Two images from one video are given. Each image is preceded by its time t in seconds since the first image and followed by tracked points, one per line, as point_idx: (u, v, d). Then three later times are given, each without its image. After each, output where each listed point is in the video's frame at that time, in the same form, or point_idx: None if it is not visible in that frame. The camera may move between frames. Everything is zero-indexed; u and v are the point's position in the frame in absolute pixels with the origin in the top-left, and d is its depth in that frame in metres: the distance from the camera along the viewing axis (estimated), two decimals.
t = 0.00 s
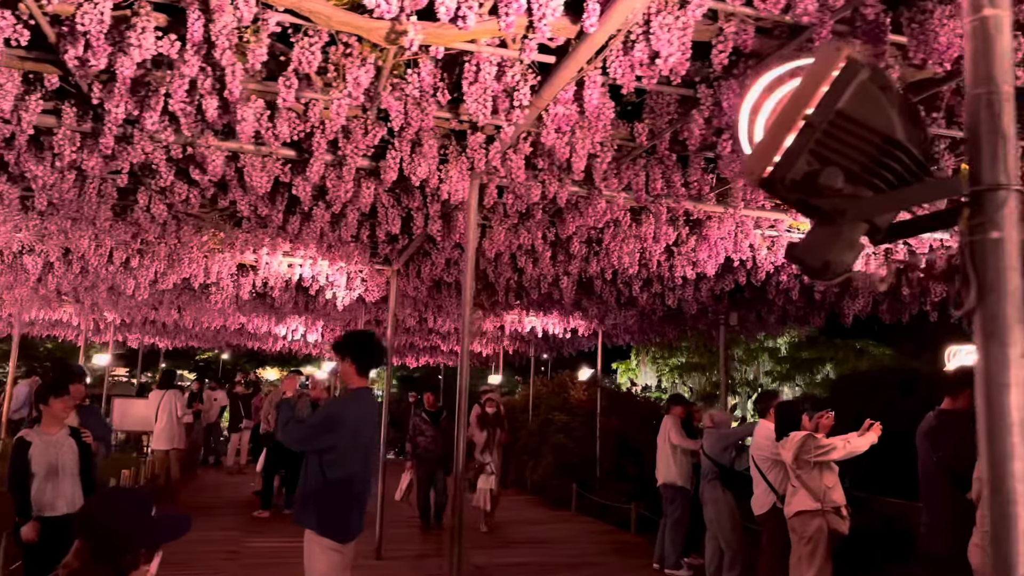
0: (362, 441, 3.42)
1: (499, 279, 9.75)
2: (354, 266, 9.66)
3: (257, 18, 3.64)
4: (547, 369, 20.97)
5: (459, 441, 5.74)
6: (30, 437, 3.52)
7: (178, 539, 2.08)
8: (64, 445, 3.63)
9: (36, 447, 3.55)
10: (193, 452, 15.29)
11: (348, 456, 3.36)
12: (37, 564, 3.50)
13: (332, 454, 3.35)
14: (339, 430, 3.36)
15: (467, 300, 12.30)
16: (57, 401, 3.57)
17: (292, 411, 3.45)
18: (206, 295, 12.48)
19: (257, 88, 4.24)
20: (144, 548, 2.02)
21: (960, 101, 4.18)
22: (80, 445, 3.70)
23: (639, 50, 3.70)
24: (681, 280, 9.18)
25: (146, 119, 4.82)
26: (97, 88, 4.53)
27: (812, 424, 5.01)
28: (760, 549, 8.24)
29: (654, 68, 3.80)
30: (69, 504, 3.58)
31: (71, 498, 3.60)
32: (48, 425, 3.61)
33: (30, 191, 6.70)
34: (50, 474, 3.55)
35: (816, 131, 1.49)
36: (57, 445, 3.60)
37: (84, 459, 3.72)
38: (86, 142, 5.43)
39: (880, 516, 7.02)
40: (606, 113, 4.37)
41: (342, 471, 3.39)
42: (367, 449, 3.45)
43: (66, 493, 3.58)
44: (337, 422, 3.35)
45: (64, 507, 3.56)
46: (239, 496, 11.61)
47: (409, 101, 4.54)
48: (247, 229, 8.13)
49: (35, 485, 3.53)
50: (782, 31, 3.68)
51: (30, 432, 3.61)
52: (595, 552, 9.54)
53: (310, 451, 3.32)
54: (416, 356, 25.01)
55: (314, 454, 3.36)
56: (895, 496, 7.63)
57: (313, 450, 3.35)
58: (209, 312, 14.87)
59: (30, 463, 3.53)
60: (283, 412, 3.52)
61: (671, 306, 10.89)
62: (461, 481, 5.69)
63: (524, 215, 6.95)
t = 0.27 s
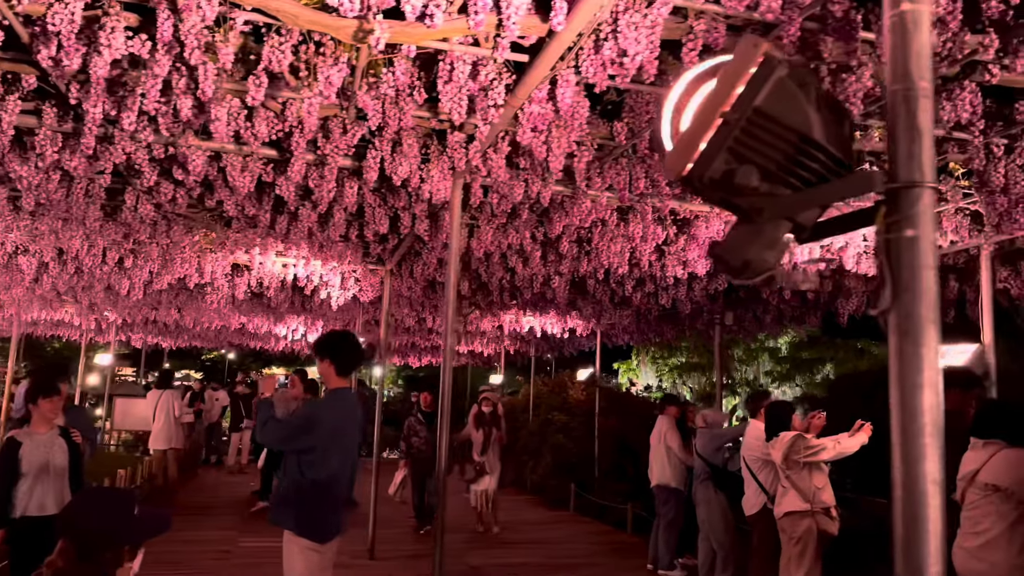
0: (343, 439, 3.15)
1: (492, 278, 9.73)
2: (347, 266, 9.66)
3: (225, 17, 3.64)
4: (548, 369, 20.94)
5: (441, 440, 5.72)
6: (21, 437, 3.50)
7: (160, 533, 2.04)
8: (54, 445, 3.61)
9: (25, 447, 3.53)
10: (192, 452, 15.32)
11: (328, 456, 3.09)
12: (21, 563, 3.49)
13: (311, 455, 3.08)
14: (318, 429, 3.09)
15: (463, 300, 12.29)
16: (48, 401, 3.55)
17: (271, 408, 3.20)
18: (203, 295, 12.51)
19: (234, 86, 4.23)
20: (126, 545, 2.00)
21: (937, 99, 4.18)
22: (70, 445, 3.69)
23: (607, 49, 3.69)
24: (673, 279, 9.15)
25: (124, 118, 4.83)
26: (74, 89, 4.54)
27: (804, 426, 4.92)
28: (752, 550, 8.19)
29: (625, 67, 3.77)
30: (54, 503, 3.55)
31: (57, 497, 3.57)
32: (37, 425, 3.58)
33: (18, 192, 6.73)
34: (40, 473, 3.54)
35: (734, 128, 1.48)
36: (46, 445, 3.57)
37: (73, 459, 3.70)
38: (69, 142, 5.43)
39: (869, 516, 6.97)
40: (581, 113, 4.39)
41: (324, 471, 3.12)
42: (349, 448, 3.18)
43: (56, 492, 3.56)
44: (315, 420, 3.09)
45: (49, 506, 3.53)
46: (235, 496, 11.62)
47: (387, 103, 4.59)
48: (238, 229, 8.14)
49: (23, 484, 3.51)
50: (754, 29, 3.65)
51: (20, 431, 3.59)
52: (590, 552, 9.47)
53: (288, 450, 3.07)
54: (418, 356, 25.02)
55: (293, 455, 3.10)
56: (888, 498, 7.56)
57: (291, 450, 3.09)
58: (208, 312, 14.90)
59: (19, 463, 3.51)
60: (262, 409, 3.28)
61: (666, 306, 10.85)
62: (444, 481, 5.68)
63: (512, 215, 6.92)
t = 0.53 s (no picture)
0: (328, 440, 3.09)
1: (490, 278, 9.72)
2: (345, 266, 9.67)
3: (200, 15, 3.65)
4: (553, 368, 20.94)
5: (428, 441, 5.72)
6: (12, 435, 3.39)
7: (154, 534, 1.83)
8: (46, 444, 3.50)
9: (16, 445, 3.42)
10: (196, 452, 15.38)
11: (313, 456, 3.02)
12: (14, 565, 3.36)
13: (296, 455, 3.01)
14: (303, 429, 3.02)
15: (463, 300, 12.28)
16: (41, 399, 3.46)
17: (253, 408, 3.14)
18: (205, 295, 12.56)
19: (214, 87, 4.24)
20: (118, 546, 1.75)
21: (921, 95, 4.15)
22: (60, 444, 3.58)
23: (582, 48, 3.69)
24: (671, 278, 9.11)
25: (110, 120, 4.83)
26: (58, 91, 4.55)
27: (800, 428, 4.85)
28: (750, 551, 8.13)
29: (601, 66, 3.76)
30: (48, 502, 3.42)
31: (51, 495, 3.45)
32: (28, 424, 3.48)
33: (12, 193, 6.75)
34: (33, 473, 3.42)
35: (655, 126, 1.47)
36: (38, 444, 3.46)
37: (65, 459, 3.59)
38: (58, 143, 5.45)
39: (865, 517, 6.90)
40: (560, 112, 4.40)
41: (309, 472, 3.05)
42: (333, 448, 3.12)
43: (51, 491, 3.44)
44: (300, 420, 3.02)
45: (42, 505, 3.40)
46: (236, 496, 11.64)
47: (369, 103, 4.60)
48: (234, 230, 8.16)
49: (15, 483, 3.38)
50: (733, 26, 3.61)
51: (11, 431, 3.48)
52: (590, 553, 9.40)
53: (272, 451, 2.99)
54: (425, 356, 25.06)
55: (277, 455, 3.02)
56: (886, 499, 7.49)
57: (275, 450, 3.01)
58: (211, 313, 14.97)
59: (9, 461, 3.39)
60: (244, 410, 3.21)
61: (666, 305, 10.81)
62: (432, 481, 5.66)
63: (504, 214, 6.91)
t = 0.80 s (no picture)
0: (325, 440, 2.98)
1: (496, 277, 9.71)
2: (352, 266, 9.69)
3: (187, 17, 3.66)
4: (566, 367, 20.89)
5: (428, 439, 5.70)
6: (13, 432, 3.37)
7: (152, 530, 2.51)
8: (48, 441, 3.47)
9: (16, 441, 3.40)
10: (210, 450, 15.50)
11: (310, 455, 2.91)
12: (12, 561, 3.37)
13: (292, 455, 2.89)
14: (299, 428, 2.90)
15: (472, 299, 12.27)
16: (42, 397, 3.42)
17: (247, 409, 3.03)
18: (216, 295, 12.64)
19: (205, 87, 4.24)
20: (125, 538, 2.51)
21: (917, 90, 4.09)
22: (64, 441, 3.55)
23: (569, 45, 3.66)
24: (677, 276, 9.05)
25: (107, 121, 4.86)
26: (54, 92, 4.58)
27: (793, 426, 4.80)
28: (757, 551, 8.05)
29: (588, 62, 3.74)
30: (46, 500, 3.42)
31: (49, 492, 3.44)
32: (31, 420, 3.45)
33: (20, 194, 6.82)
34: (31, 469, 3.40)
35: (597, 124, 1.47)
36: (39, 440, 3.43)
37: (68, 455, 3.57)
38: (59, 145, 5.49)
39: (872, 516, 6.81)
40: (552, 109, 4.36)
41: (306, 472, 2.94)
42: (331, 447, 3.00)
43: (49, 488, 3.44)
44: (296, 419, 2.91)
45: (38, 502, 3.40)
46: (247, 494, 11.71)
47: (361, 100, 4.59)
48: (239, 230, 8.20)
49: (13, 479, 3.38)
50: (722, 21, 3.57)
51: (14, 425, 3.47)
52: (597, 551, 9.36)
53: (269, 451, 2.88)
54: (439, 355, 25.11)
55: (273, 455, 2.91)
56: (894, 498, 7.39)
57: (271, 450, 2.90)
58: (224, 312, 15.07)
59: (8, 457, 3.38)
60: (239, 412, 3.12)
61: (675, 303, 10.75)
62: (431, 480, 5.64)
63: (506, 212, 6.89)
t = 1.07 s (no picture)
0: (320, 438, 2.82)
1: (497, 274, 9.68)
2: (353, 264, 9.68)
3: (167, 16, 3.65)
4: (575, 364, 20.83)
5: (423, 438, 5.67)
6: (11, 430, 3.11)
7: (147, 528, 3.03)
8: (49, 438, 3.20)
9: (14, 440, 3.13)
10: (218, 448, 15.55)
11: (303, 454, 2.75)
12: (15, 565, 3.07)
13: (284, 454, 2.74)
14: (291, 427, 2.75)
15: (477, 297, 12.25)
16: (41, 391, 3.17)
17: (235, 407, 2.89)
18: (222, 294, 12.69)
19: (189, 85, 4.21)
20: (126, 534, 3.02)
21: (908, 82, 4.01)
22: (64, 440, 3.27)
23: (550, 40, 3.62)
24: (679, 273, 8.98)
25: (97, 120, 4.86)
26: (42, 92, 4.58)
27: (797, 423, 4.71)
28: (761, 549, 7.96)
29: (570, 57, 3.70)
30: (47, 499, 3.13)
31: (50, 491, 3.16)
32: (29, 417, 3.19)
33: (20, 194, 6.85)
34: (31, 470, 3.12)
35: (538, 113, 1.46)
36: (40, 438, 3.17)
37: (70, 454, 3.29)
38: (52, 145, 5.50)
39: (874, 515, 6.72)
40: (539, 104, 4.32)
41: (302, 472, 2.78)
42: (325, 446, 2.85)
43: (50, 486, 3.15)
44: (288, 417, 2.75)
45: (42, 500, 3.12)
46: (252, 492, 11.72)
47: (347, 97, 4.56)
48: (240, 229, 8.21)
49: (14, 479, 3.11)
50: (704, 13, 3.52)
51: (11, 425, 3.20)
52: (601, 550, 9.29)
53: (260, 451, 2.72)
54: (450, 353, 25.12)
55: (264, 455, 2.76)
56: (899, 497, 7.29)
57: (262, 450, 2.75)
58: (232, 310, 15.12)
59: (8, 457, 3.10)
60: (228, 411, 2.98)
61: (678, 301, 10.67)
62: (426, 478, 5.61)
63: (503, 209, 6.84)
